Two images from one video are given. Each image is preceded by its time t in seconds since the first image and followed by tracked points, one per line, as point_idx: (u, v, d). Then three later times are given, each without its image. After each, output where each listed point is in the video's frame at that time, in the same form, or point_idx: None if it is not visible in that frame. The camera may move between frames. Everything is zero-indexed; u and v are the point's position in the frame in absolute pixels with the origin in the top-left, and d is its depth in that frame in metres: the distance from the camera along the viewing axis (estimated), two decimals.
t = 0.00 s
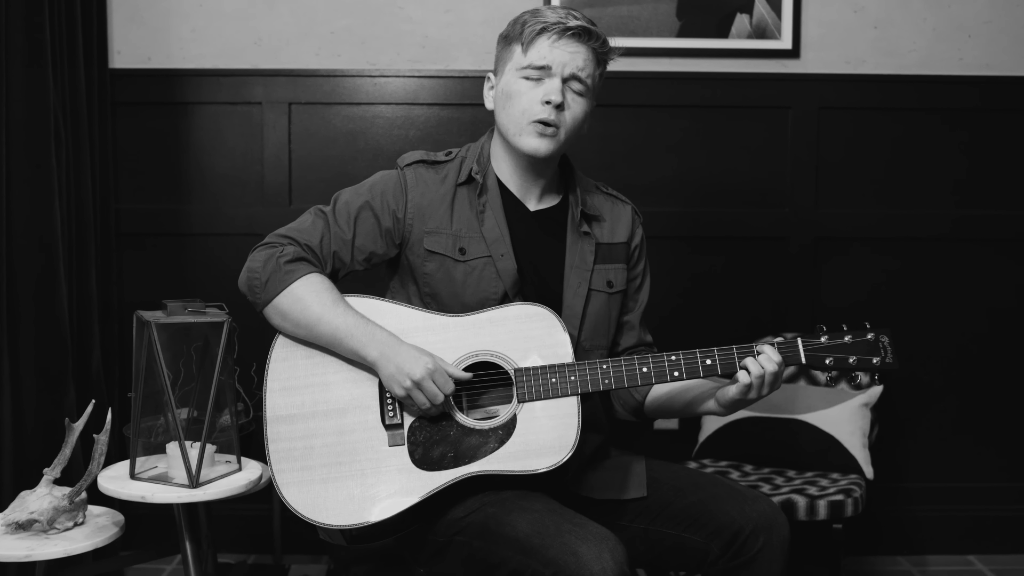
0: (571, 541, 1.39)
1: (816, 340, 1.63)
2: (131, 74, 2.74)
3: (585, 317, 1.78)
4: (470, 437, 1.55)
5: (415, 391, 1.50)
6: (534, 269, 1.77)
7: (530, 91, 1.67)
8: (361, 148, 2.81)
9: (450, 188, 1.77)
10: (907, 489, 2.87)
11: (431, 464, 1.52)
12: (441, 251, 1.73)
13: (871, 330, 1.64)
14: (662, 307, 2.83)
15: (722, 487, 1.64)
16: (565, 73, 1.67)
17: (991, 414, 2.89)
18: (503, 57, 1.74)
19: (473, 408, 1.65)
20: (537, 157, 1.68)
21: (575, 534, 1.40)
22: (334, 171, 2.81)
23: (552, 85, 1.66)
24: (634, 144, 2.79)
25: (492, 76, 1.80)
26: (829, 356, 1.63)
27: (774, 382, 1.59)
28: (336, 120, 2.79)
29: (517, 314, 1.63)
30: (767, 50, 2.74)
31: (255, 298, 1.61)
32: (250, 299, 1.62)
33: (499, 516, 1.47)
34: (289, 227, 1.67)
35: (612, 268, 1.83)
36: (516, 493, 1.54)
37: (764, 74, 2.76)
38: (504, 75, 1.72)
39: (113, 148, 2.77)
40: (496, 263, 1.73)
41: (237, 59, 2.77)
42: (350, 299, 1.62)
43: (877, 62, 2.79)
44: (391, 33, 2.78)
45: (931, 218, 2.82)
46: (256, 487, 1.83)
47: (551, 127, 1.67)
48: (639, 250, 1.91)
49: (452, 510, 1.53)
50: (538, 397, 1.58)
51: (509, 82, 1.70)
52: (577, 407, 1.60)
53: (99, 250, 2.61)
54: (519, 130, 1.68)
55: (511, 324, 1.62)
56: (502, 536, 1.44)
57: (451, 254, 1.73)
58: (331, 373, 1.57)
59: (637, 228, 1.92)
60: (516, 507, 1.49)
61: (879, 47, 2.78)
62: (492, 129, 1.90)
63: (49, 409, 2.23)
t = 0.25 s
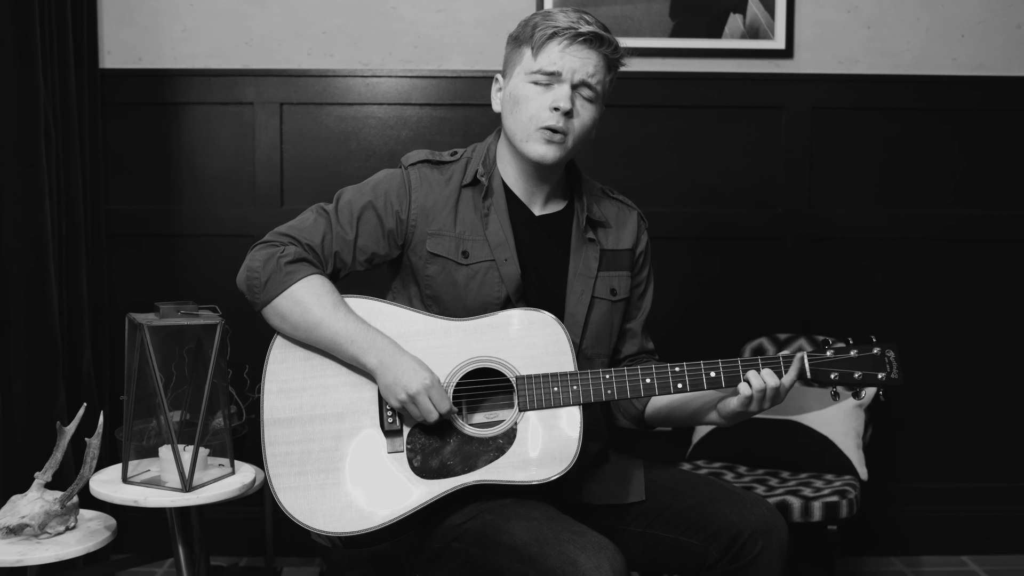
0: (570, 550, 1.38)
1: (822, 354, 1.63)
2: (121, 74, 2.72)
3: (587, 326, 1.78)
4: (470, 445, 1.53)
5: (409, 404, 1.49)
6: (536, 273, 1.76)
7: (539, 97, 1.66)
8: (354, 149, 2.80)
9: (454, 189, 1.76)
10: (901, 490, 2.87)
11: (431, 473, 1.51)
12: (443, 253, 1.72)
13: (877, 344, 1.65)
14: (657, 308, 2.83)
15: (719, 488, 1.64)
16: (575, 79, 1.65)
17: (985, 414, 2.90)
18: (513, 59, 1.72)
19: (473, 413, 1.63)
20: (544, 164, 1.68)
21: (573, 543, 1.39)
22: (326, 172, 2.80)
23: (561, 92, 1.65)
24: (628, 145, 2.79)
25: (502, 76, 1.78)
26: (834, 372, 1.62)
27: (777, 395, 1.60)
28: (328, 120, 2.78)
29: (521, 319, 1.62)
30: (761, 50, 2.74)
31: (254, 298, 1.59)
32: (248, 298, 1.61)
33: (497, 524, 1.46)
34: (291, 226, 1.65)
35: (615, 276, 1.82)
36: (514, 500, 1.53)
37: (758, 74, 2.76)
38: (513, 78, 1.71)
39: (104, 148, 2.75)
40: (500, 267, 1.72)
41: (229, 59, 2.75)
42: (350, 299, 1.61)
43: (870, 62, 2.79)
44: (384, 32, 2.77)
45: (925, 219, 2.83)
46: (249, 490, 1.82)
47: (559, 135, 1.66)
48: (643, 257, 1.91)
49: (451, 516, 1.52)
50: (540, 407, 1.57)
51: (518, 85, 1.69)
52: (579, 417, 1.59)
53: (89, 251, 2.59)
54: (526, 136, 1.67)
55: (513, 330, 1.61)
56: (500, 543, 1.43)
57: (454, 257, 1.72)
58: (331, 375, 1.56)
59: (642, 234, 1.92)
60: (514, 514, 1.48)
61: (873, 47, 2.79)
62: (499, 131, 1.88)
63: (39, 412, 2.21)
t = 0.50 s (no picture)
0: (566, 555, 1.37)
1: (826, 367, 1.63)
2: (111, 74, 2.71)
3: (589, 332, 1.78)
4: (469, 451, 1.53)
5: (416, 405, 1.48)
6: (534, 276, 1.76)
7: (548, 103, 1.65)
8: (346, 149, 2.79)
9: (458, 190, 1.76)
10: (895, 490, 2.88)
11: (428, 480, 1.50)
12: (445, 256, 1.71)
13: (882, 357, 1.65)
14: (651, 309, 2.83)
15: (717, 492, 1.65)
16: (585, 86, 1.65)
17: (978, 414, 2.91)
18: (523, 61, 1.71)
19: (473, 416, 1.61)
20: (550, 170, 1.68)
21: (570, 548, 1.39)
22: (318, 172, 2.79)
23: (570, 98, 1.64)
24: (622, 145, 2.79)
25: (510, 77, 1.77)
26: (838, 385, 1.63)
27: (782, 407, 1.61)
28: (319, 120, 2.77)
29: (522, 323, 1.62)
30: (754, 49, 2.75)
31: (252, 297, 1.58)
32: (247, 297, 1.60)
33: (494, 528, 1.46)
34: (291, 225, 1.64)
35: (618, 282, 1.82)
36: (507, 505, 1.53)
37: (751, 74, 2.76)
38: (522, 81, 1.70)
39: (94, 148, 2.73)
40: (502, 271, 1.72)
41: (220, 58, 2.74)
42: (349, 299, 1.60)
43: (863, 62, 2.79)
44: (376, 32, 2.76)
45: (919, 219, 2.83)
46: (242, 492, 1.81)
47: (567, 142, 1.66)
48: (647, 262, 1.91)
49: (448, 521, 1.51)
50: (542, 414, 1.56)
51: (527, 89, 1.68)
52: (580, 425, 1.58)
53: (80, 252, 2.57)
54: (533, 142, 1.67)
55: (514, 335, 1.61)
56: (497, 548, 1.43)
57: (455, 260, 1.71)
58: (327, 377, 1.56)
59: (646, 239, 1.92)
60: (510, 518, 1.47)
61: (865, 46, 2.79)
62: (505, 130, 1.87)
63: (30, 414, 2.19)
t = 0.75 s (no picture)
0: (556, 560, 1.36)
1: (824, 377, 1.63)
2: (101, 74, 2.69)
3: (586, 337, 1.78)
4: (462, 456, 1.53)
5: (407, 411, 1.48)
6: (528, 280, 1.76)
7: (553, 106, 1.65)
8: (337, 149, 2.78)
9: (456, 193, 1.75)
10: (888, 490, 2.89)
11: (420, 484, 1.50)
12: (441, 258, 1.71)
13: (880, 367, 1.65)
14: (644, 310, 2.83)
15: (710, 493, 1.65)
16: (591, 90, 1.64)
17: (971, 415, 2.92)
18: (529, 62, 1.70)
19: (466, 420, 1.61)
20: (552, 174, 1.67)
21: (559, 553, 1.38)
22: (309, 172, 2.78)
23: (576, 102, 1.64)
24: (615, 146, 2.79)
25: (515, 76, 1.76)
26: (835, 395, 1.62)
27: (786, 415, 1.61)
28: (310, 120, 2.76)
29: (518, 327, 1.61)
30: (746, 49, 2.75)
31: (246, 296, 1.57)
32: (241, 296, 1.58)
33: (485, 532, 1.45)
34: (287, 223, 1.63)
35: (616, 288, 1.81)
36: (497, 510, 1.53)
37: (744, 74, 2.76)
38: (528, 82, 1.69)
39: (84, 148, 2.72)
40: (499, 275, 1.71)
41: (210, 58, 2.72)
42: (344, 299, 1.59)
43: (855, 62, 2.80)
44: (368, 31, 2.75)
45: (912, 220, 2.84)
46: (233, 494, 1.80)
47: (570, 146, 1.65)
48: (646, 267, 1.90)
49: (440, 525, 1.51)
50: (536, 419, 1.56)
51: (532, 91, 1.67)
52: (574, 431, 1.58)
53: (70, 253, 2.56)
54: (536, 144, 1.66)
55: (510, 339, 1.60)
56: (487, 552, 1.42)
57: (452, 262, 1.71)
58: (320, 379, 1.54)
59: (646, 243, 1.91)
60: (502, 522, 1.47)
61: (857, 46, 2.80)
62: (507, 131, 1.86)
63: (20, 416, 2.18)
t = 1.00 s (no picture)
0: (544, 562, 1.36)
1: (816, 378, 1.63)
2: (90, 74, 2.68)
3: (575, 338, 1.76)
4: (451, 457, 1.52)
5: (399, 406, 1.47)
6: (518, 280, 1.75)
7: (544, 106, 1.64)
8: (328, 150, 2.77)
9: (447, 192, 1.74)
10: (880, 491, 2.89)
11: (408, 485, 1.49)
12: (431, 259, 1.70)
13: (871, 369, 1.65)
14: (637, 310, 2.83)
15: (702, 496, 1.65)
16: (583, 91, 1.63)
17: (964, 415, 2.92)
18: (520, 62, 1.69)
19: (457, 421, 1.60)
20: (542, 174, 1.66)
21: (548, 554, 1.38)
22: (299, 173, 2.76)
23: (567, 103, 1.63)
24: (607, 146, 2.78)
25: (506, 77, 1.75)
26: (828, 398, 1.62)
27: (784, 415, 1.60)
28: (301, 120, 2.75)
29: (507, 328, 1.60)
30: (738, 49, 2.75)
31: (234, 295, 1.55)
32: (228, 295, 1.57)
33: (473, 533, 1.45)
34: (274, 222, 1.61)
35: (607, 290, 1.81)
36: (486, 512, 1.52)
37: (736, 74, 2.75)
38: (519, 82, 1.68)
39: (73, 149, 2.70)
40: (489, 276, 1.70)
41: (200, 59, 2.71)
42: (333, 299, 1.58)
43: (847, 62, 2.80)
44: (358, 31, 2.74)
45: (904, 220, 2.84)
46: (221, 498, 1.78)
47: (561, 146, 1.64)
48: (637, 269, 1.90)
49: (428, 526, 1.50)
50: (525, 420, 1.55)
51: (523, 91, 1.66)
52: (564, 432, 1.57)
53: (58, 255, 2.54)
54: (527, 144, 1.65)
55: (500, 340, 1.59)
56: (475, 553, 1.42)
57: (442, 263, 1.70)
58: (309, 378, 1.53)
59: (637, 245, 1.90)
60: (490, 524, 1.46)
61: (849, 46, 2.79)
62: (498, 132, 1.86)
63: (8, 420, 2.16)
